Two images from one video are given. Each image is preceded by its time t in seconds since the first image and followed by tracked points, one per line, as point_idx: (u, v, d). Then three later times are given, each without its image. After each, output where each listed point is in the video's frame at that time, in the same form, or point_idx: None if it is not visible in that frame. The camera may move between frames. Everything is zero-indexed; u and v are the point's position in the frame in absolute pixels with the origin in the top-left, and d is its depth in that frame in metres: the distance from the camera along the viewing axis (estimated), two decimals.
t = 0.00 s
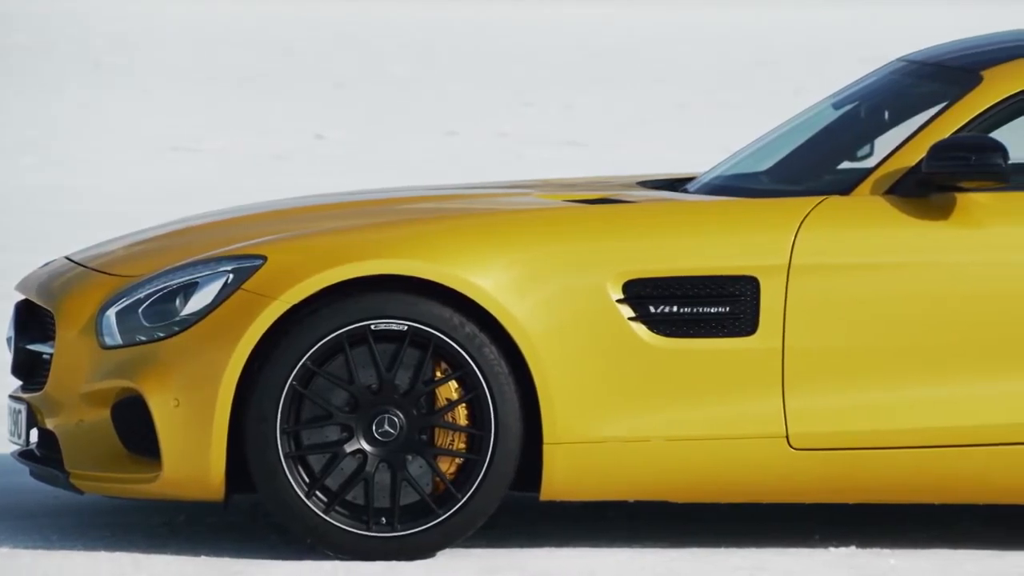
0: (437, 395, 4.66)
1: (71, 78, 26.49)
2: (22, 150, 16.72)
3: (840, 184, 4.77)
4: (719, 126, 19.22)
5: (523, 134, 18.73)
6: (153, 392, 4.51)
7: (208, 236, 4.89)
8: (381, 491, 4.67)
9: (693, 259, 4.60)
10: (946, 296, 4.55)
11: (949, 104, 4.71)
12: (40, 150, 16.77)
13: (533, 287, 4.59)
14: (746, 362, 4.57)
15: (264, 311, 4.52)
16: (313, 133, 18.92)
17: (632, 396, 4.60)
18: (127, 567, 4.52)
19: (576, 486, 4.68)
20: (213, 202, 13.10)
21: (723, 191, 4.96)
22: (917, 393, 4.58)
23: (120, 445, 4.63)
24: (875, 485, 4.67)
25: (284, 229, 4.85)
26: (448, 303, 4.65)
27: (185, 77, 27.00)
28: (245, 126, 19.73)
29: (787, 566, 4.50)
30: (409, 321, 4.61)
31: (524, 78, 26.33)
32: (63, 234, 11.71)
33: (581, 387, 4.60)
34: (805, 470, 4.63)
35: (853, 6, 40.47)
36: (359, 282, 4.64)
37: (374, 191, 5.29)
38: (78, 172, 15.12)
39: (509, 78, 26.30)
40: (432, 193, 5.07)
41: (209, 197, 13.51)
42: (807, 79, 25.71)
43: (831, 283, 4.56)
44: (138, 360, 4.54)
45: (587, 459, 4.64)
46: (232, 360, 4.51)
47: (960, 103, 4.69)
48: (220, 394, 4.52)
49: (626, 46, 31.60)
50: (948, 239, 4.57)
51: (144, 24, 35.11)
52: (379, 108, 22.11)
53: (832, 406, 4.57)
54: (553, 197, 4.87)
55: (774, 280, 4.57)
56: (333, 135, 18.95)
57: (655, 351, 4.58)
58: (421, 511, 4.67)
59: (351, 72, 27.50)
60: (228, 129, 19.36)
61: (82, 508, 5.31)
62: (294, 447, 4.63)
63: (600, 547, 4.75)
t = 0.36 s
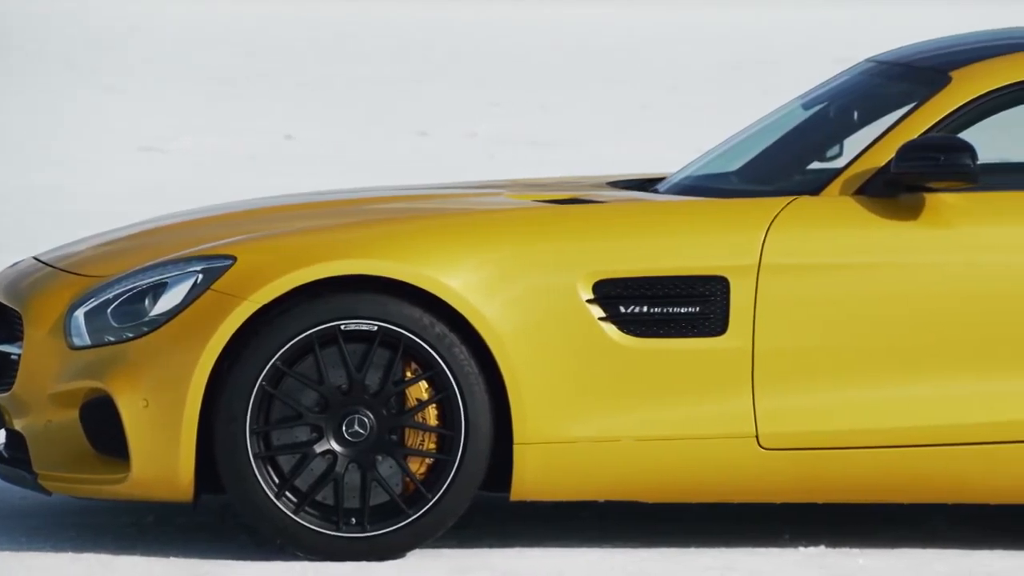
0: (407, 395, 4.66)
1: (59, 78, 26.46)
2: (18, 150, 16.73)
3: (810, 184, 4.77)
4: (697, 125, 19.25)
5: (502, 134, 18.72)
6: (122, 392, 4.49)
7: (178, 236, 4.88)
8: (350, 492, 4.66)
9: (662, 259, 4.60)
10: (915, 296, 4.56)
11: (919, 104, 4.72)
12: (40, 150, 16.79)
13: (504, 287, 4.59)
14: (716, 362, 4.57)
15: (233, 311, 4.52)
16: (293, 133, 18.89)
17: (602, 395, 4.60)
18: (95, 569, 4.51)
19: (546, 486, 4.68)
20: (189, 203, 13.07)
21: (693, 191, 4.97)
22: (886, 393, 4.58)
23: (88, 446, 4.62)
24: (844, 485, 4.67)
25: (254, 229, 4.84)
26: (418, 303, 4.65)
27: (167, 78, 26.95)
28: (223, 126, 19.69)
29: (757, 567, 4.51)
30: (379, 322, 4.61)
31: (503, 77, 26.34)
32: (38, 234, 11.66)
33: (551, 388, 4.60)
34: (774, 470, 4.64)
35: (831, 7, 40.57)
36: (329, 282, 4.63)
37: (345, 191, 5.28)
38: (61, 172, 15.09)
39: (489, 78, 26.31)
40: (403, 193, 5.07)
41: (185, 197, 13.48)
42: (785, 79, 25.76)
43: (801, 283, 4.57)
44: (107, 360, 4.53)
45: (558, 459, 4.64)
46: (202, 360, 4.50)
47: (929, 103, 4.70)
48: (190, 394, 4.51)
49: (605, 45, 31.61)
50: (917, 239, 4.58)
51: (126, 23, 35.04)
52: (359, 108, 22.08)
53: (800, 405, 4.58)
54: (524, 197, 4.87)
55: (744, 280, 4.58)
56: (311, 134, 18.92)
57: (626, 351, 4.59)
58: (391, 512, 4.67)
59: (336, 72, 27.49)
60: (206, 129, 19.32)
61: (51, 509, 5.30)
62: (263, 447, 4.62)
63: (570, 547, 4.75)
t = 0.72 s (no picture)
0: (373, 396, 4.65)
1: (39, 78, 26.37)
2: (3, 150, 16.73)
3: (775, 184, 4.78)
4: (674, 126, 19.27)
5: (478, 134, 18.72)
6: (86, 393, 4.48)
7: (142, 236, 4.86)
8: (316, 492, 4.66)
9: (627, 259, 4.60)
10: (881, 296, 4.56)
11: (884, 105, 4.73)
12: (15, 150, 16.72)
13: (470, 287, 4.59)
14: (682, 362, 4.57)
15: (198, 311, 4.51)
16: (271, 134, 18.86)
17: (569, 395, 4.61)
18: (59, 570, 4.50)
19: (512, 486, 4.68)
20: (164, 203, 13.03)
21: (658, 191, 4.97)
22: (851, 393, 4.59)
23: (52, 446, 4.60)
24: (810, 485, 4.68)
25: (219, 229, 4.83)
26: (384, 303, 4.64)
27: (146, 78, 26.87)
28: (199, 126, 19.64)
29: (722, 566, 4.51)
30: (345, 322, 4.60)
31: (481, 78, 26.34)
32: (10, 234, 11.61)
33: (517, 388, 4.60)
34: (739, 470, 4.64)
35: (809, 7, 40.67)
36: (295, 283, 4.62)
37: (310, 191, 5.27)
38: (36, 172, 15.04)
39: (467, 79, 26.30)
40: (369, 193, 5.06)
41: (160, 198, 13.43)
42: (761, 79, 25.81)
43: (766, 283, 4.57)
44: (71, 361, 4.51)
45: (524, 459, 4.64)
46: (167, 360, 4.49)
47: (895, 104, 4.71)
48: (155, 394, 4.50)
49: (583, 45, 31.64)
50: (882, 239, 4.59)
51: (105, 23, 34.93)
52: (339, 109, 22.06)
53: (765, 406, 4.58)
54: (489, 197, 4.87)
55: (710, 280, 4.58)
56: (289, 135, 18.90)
57: (592, 351, 4.59)
58: (357, 512, 4.67)
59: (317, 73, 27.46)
60: (182, 129, 19.26)
61: (14, 509, 5.28)
62: (229, 448, 4.61)
63: (536, 547, 4.75)
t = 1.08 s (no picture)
0: (335, 396, 4.65)
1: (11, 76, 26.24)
2: None
3: (736, 184, 4.79)
4: (645, 124, 19.30)
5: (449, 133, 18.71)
6: (46, 393, 4.47)
7: (103, 237, 4.84)
8: (278, 493, 4.65)
9: (589, 259, 4.61)
10: (842, 296, 4.57)
11: (846, 105, 4.74)
12: None
13: (432, 288, 4.59)
14: (644, 362, 4.58)
15: (160, 312, 4.49)
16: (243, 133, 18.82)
17: (531, 395, 4.61)
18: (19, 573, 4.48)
19: (475, 487, 4.68)
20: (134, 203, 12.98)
21: (620, 192, 4.97)
22: (813, 393, 4.59)
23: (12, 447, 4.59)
24: (772, 485, 4.69)
25: (180, 229, 4.82)
26: (346, 304, 4.64)
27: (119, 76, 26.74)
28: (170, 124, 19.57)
29: (684, 567, 4.52)
30: (307, 322, 4.59)
31: (455, 76, 26.33)
32: None
33: (479, 388, 4.60)
34: (701, 470, 4.65)
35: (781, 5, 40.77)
36: (256, 283, 4.61)
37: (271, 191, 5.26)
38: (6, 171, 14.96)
39: (440, 77, 26.29)
40: (332, 193, 5.05)
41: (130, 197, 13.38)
42: (733, 78, 25.87)
43: (728, 283, 4.58)
44: (31, 361, 4.50)
45: (487, 459, 4.64)
46: (128, 361, 4.48)
47: (856, 104, 4.72)
48: (116, 395, 4.49)
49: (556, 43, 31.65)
50: (844, 239, 4.60)
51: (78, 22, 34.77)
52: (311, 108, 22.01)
53: (727, 406, 4.59)
54: (451, 198, 4.86)
55: (672, 280, 4.59)
56: (261, 134, 18.86)
57: (554, 351, 4.59)
58: (319, 513, 4.66)
59: (293, 71, 27.42)
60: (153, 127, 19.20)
61: None
62: (190, 449, 4.60)
63: (499, 547, 4.75)
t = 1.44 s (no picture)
0: (301, 397, 4.64)
1: None
2: None
3: (701, 184, 4.79)
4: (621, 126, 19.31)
5: (424, 135, 18.70)
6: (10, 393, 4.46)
7: (67, 237, 4.83)
8: (243, 494, 4.65)
9: (555, 259, 4.61)
10: (808, 297, 4.58)
11: (811, 105, 4.75)
12: None
13: (397, 288, 4.59)
14: (609, 362, 4.58)
15: (124, 312, 4.49)
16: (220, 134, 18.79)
17: (497, 395, 4.60)
18: None
19: (441, 486, 4.68)
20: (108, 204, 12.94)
21: (585, 192, 4.98)
22: (778, 393, 4.60)
23: None
24: (737, 485, 4.69)
25: (145, 229, 4.81)
26: (311, 304, 4.63)
27: (95, 77, 26.66)
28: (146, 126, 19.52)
29: (649, 566, 4.52)
30: (273, 323, 4.58)
31: (433, 78, 26.33)
32: None
33: (445, 388, 4.60)
34: (667, 470, 4.65)
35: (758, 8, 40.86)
36: (221, 283, 4.60)
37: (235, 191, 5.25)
38: None
39: (419, 79, 26.29)
40: (299, 193, 5.04)
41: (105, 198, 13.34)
42: (709, 80, 25.92)
43: (694, 283, 4.59)
44: None
45: (452, 460, 4.64)
46: (92, 361, 4.47)
47: (822, 104, 4.73)
48: (80, 395, 4.48)
49: (533, 45, 31.66)
50: (810, 239, 4.60)
51: (54, 23, 34.67)
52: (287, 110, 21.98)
53: (693, 405, 4.59)
54: (416, 197, 4.86)
55: (637, 280, 4.59)
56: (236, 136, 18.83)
57: (520, 351, 4.59)
58: (284, 514, 4.66)
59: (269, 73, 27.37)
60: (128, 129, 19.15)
61: None
62: (155, 449, 4.59)
63: (465, 547, 4.75)
